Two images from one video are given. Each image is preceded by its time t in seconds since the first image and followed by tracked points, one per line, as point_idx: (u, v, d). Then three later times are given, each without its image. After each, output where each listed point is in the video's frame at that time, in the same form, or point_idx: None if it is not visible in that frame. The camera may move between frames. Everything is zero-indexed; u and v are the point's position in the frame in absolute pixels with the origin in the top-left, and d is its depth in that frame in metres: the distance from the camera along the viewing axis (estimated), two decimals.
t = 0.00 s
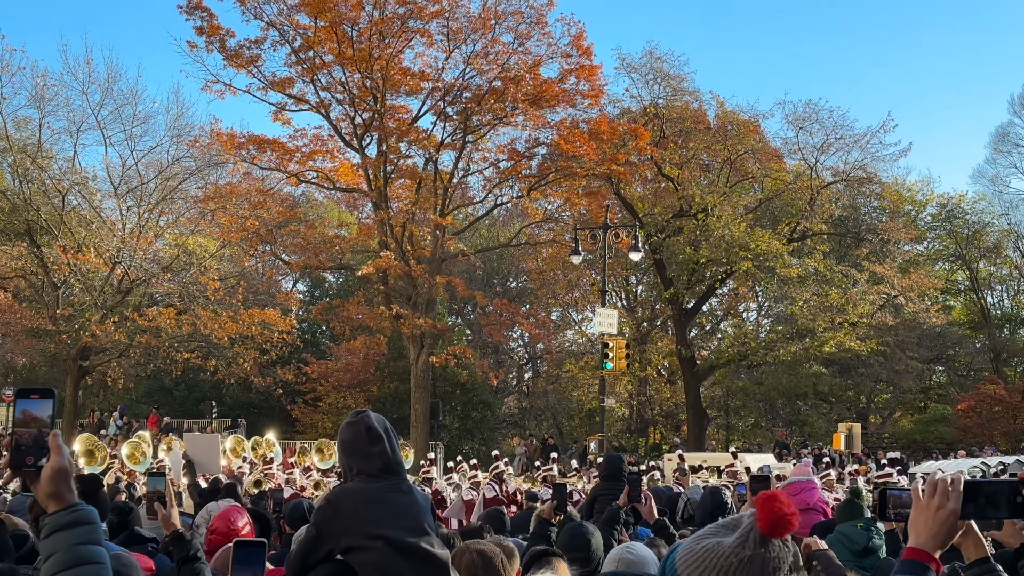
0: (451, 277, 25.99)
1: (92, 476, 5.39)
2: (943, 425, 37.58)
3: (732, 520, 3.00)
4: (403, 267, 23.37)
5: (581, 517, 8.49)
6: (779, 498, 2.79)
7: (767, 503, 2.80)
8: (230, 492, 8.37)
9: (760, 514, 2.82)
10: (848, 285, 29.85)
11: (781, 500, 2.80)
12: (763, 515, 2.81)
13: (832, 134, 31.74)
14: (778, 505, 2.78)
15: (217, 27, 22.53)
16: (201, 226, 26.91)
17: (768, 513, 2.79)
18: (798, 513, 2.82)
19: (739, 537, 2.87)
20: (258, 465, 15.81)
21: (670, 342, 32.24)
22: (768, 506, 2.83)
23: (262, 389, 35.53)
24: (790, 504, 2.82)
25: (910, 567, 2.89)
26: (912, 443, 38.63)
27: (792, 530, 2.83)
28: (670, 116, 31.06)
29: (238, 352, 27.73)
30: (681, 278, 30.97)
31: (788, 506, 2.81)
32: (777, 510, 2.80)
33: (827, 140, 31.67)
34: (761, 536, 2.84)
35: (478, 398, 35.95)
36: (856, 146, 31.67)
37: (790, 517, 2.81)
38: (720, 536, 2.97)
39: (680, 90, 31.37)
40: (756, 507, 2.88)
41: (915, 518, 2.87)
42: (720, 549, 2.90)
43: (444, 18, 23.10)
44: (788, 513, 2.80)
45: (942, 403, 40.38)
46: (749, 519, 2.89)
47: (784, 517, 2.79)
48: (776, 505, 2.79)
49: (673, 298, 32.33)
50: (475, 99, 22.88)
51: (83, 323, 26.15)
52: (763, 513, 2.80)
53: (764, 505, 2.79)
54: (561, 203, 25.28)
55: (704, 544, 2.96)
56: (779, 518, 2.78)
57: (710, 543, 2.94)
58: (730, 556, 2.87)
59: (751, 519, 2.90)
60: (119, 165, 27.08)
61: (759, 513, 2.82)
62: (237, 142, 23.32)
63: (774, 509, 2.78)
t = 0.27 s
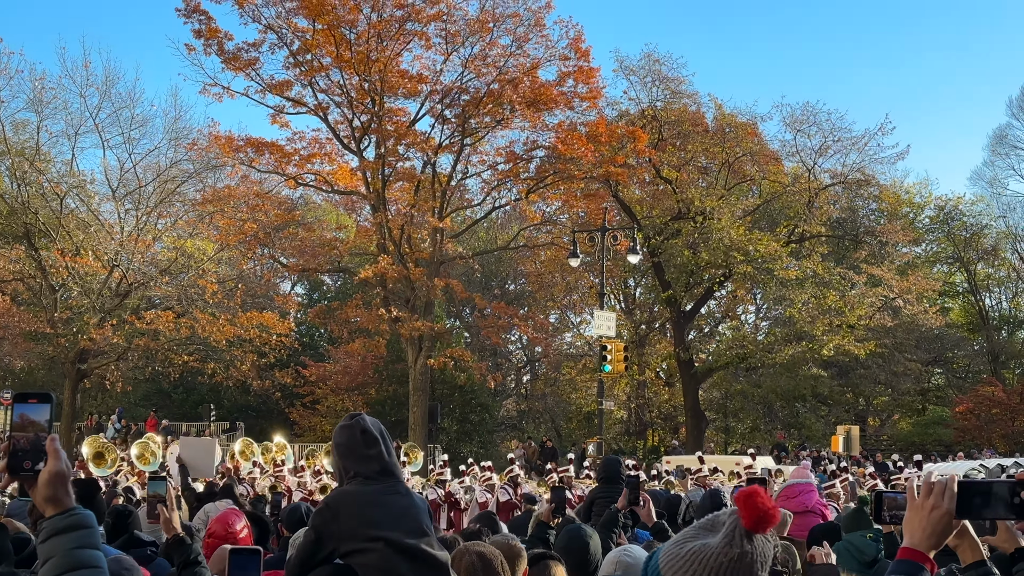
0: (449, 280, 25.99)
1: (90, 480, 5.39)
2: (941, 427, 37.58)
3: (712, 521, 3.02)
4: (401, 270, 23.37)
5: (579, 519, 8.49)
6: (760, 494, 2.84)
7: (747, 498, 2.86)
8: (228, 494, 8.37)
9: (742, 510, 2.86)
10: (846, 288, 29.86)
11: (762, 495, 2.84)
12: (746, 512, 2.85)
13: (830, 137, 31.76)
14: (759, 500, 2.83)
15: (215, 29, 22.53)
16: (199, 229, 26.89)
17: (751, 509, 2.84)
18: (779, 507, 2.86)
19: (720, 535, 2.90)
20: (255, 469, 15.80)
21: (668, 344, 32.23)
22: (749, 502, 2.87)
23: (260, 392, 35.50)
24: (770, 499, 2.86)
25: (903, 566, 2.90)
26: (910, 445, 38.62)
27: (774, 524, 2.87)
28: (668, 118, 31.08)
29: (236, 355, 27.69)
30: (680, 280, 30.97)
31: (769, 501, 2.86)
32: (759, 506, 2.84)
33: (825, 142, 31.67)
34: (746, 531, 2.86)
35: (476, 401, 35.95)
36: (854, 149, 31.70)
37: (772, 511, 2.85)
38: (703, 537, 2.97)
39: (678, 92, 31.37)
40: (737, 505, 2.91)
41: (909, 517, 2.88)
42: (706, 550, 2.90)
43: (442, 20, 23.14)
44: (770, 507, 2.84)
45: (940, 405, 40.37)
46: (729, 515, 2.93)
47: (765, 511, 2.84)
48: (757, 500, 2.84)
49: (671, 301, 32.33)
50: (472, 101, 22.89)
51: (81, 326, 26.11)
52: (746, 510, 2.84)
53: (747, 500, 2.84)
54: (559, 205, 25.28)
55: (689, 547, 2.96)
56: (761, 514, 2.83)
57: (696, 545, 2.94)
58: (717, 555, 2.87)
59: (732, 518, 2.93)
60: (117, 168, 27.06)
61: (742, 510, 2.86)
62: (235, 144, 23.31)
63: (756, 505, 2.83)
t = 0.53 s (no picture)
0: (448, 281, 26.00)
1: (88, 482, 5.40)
2: (940, 428, 37.61)
3: (691, 516, 3.03)
4: (400, 273, 23.39)
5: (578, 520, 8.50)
6: (738, 481, 2.94)
7: (726, 486, 2.96)
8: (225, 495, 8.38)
9: (722, 498, 2.93)
10: (844, 289, 29.88)
11: (740, 482, 2.94)
12: (725, 499, 2.92)
13: (828, 138, 31.78)
14: (738, 488, 2.92)
15: (213, 32, 22.55)
16: (197, 231, 26.90)
17: (730, 496, 2.92)
18: (757, 497, 2.95)
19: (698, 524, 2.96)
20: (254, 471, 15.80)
21: (666, 346, 32.25)
22: (728, 493, 2.95)
23: (259, 394, 35.50)
24: (748, 487, 2.95)
25: (893, 564, 2.91)
26: (908, 446, 38.64)
27: (752, 513, 2.95)
28: (666, 120, 31.10)
29: (235, 358, 27.69)
30: (678, 281, 30.96)
31: (748, 489, 2.95)
32: (738, 494, 2.93)
33: (823, 144, 31.70)
34: (726, 519, 2.93)
35: (475, 403, 35.96)
36: (852, 150, 31.71)
37: (750, 498, 2.94)
38: (684, 531, 2.99)
39: (676, 94, 31.40)
40: (713, 495, 2.99)
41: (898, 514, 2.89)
42: (687, 542, 2.92)
43: (440, 22, 23.14)
44: (748, 495, 2.93)
45: (939, 406, 40.39)
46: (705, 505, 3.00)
47: (741, 500, 2.92)
48: (736, 488, 2.93)
49: (669, 302, 32.35)
50: (470, 104, 22.89)
51: (79, 328, 26.11)
52: (725, 496, 2.92)
53: (725, 488, 2.94)
54: (558, 207, 25.29)
55: (672, 540, 2.96)
56: (740, 499, 2.91)
57: (679, 537, 2.95)
58: (701, 544, 2.90)
59: (709, 508, 2.97)
60: (115, 170, 27.06)
61: (721, 498, 2.93)
62: (234, 147, 23.32)
63: (735, 492, 2.92)
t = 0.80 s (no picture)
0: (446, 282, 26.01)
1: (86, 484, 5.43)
2: (938, 428, 37.63)
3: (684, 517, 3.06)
4: (398, 274, 23.39)
5: (577, 521, 8.52)
6: (730, 480, 2.98)
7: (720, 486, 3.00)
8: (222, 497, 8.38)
9: (714, 497, 2.96)
10: (842, 289, 29.89)
11: (732, 481, 2.98)
12: (717, 497, 2.95)
13: (826, 139, 31.80)
14: (730, 486, 2.96)
15: (211, 33, 22.56)
16: (196, 232, 26.92)
17: (722, 495, 2.95)
18: (748, 494, 2.98)
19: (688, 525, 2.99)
20: (253, 472, 15.81)
21: (665, 346, 32.27)
22: (720, 492, 2.98)
23: (258, 395, 35.50)
24: (739, 486, 2.99)
25: (882, 559, 2.93)
26: (907, 446, 38.66)
27: (744, 512, 2.97)
28: (664, 121, 31.14)
29: (233, 359, 27.69)
30: (676, 282, 30.96)
31: (739, 487, 2.98)
32: (730, 493, 2.96)
33: (821, 144, 31.72)
34: (718, 517, 2.95)
35: (473, 404, 35.99)
36: (850, 150, 31.72)
37: (742, 496, 2.96)
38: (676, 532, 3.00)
39: (674, 95, 31.42)
40: (704, 494, 3.01)
41: (887, 508, 2.90)
42: (679, 540, 2.95)
43: (438, 24, 23.16)
44: (740, 493, 2.96)
45: (938, 406, 40.40)
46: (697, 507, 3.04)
47: (732, 499, 2.95)
48: (728, 486, 2.96)
49: (668, 303, 32.36)
50: (467, 105, 22.89)
51: (78, 330, 26.09)
52: (717, 495, 2.95)
53: (718, 487, 2.96)
54: (556, 207, 25.30)
55: (665, 539, 2.98)
56: (732, 496, 2.94)
57: (672, 536, 2.97)
58: (693, 542, 2.91)
59: (701, 507, 3.00)
60: (114, 172, 27.06)
61: (713, 496, 2.96)
62: (232, 148, 23.33)
63: (726, 491, 2.96)
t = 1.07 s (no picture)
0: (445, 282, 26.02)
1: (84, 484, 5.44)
2: (937, 427, 37.67)
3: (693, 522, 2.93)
4: (397, 273, 23.41)
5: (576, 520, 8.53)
6: (738, 496, 2.77)
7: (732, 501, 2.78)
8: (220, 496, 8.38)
9: (721, 512, 2.79)
10: (841, 288, 29.91)
11: (740, 497, 2.77)
12: (724, 513, 2.78)
13: (824, 138, 31.82)
14: (738, 502, 2.76)
15: (209, 33, 22.57)
16: (194, 232, 26.92)
17: (729, 511, 2.77)
18: (757, 510, 2.79)
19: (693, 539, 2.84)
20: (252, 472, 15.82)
21: (663, 346, 32.28)
22: (728, 504, 2.80)
23: (257, 395, 35.50)
24: (749, 502, 2.79)
25: (873, 559, 2.94)
26: (906, 445, 38.70)
27: (753, 527, 2.80)
28: (662, 120, 31.15)
29: (232, 359, 27.69)
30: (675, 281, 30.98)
31: (748, 503, 2.78)
32: (737, 507, 2.77)
33: (819, 143, 31.73)
34: (723, 534, 2.80)
35: (472, 403, 36.02)
36: (849, 149, 31.73)
37: (751, 514, 2.78)
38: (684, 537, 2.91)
39: (672, 94, 31.42)
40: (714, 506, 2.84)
41: (877, 508, 2.91)
42: (682, 547, 2.86)
43: (436, 24, 23.17)
44: (749, 510, 2.77)
45: (936, 405, 40.44)
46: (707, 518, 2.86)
47: (739, 512, 2.77)
48: (736, 502, 2.76)
49: (666, 302, 32.38)
50: (465, 104, 22.91)
51: (76, 330, 26.06)
52: (724, 511, 2.77)
53: (724, 503, 2.77)
54: (555, 207, 25.33)
55: (668, 545, 2.90)
56: (739, 514, 2.76)
57: (674, 543, 2.88)
58: (693, 555, 2.81)
59: (710, 519, 2.85)
60: (112, 172, 27.05)
61: (719, 511, 2.79)
62: (230, 148, 23.35)
63: (734, 507, 2.76)
